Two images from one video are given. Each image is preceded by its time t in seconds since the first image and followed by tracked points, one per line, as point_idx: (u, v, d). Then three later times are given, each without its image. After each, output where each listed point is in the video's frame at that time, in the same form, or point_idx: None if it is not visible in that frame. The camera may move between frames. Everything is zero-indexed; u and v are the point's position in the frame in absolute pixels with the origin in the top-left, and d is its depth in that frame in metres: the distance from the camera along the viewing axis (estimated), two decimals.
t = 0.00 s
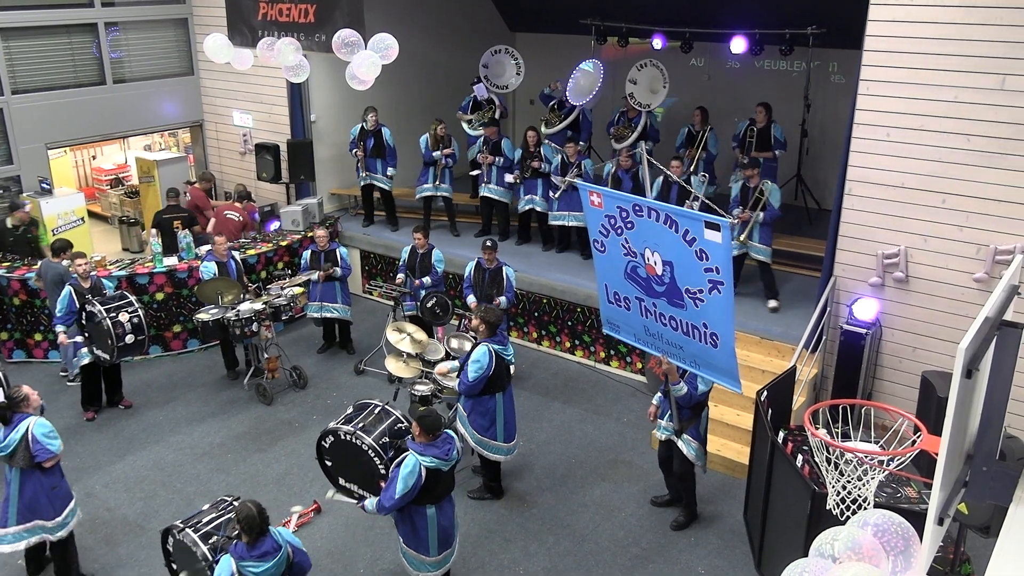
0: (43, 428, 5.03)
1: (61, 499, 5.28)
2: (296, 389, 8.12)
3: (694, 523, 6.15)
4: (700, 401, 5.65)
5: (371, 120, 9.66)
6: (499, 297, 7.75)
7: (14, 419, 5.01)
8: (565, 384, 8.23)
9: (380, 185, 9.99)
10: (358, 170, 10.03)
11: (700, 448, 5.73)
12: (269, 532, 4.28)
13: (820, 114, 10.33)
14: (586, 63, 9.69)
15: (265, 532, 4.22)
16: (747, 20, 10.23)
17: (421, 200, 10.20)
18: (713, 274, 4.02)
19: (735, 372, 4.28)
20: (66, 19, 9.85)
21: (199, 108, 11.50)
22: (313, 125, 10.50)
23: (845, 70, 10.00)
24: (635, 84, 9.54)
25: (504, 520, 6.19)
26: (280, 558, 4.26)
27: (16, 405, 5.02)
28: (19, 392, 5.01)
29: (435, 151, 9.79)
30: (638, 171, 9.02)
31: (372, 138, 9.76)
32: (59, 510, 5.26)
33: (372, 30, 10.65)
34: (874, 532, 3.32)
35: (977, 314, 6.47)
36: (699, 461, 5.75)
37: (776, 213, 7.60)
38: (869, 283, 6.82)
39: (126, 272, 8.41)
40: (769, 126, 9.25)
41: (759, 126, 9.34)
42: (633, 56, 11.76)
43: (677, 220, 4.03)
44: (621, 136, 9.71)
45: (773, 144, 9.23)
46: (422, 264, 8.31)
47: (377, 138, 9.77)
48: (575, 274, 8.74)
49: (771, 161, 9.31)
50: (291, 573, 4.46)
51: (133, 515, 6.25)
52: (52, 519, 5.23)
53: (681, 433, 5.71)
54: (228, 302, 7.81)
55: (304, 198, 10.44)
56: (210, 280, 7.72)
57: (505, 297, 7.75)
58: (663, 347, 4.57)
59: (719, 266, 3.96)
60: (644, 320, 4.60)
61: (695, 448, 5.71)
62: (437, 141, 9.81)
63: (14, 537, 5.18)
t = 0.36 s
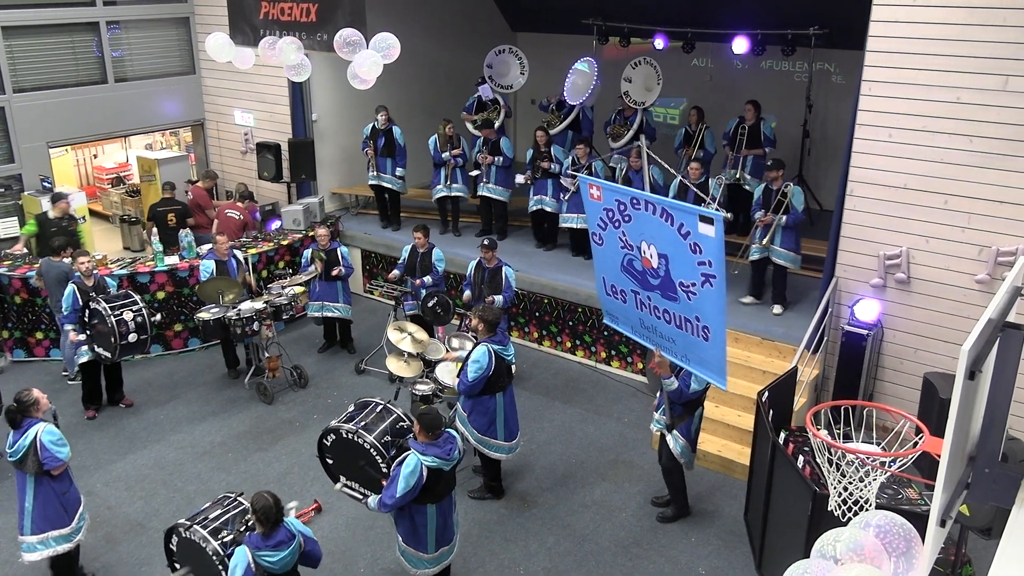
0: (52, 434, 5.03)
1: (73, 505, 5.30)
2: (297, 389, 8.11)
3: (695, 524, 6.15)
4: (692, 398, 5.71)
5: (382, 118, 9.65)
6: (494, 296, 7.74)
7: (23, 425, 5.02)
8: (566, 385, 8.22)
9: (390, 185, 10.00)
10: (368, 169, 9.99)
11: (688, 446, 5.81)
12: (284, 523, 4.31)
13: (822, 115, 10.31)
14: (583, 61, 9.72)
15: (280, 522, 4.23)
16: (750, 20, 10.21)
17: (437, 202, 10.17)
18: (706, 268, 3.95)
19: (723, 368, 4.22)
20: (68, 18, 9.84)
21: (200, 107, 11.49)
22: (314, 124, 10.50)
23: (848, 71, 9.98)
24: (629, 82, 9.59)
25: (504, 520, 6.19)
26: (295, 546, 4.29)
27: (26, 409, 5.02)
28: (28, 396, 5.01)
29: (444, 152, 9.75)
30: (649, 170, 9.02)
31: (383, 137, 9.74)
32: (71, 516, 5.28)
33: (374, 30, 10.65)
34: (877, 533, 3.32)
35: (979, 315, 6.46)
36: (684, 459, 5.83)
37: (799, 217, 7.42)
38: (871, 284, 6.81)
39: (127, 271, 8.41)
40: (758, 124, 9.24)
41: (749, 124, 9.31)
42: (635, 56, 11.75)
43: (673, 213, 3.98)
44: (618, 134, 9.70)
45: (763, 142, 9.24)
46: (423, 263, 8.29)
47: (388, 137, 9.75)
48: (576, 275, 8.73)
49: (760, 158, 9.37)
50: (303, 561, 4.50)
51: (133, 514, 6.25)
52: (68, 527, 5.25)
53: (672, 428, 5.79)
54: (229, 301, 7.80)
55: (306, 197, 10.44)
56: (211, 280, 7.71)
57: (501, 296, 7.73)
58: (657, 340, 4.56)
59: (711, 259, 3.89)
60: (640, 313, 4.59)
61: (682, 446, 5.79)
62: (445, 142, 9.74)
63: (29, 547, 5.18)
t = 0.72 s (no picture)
0: (58, 437, 5.03)
1: (77, 506, 5.26)
2: (298, 387, 8.12)
3: (696, 523, 6.15)
4: (688, 396, 5.73)
5: (387, 117, 9.68)
6: (495, 295, 7.74)
7: (31, 426, 5.01)
8: (568, 383, 8.22)
9: (401, 182, 10.03)
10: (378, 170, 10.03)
11: (686, 445, 5.93)
12: (290, 521, 4.32)
13: (824, 114, 10.31)
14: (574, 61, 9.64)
15: (286, 519, 4.24)
16: (752, 19, 10.21)
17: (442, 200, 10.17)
18: (684, 257, 3.94)
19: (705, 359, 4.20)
20: (69, 17, 9.84)
21: (201, 106, 11.49)
22: (316, 123, 10.50)
23: (850, 70, 9.98)
24: (634, 82, 9.47)
25: (506, 519, 6.19)
26: (301, 544, 4.30)
27: (34, 411, 5.01)
28: (37, 398, 5.00)
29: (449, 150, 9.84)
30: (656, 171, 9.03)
31: (390, 136, 9.77)
32: (72, 516, 5.25)
33: (375, 28, 10.64)
34: (878, 533, 3.31)
35: (981, 314, 6.45)
36: (683, 458, 5.94)
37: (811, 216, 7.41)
38: (873, 284, 6.80)
39: (129, 270, 8.42)
40: (753, 122, 9.27)
41: (744, 122, 9.34)
42: (636, 55, 11.75)
43: (653, 206, 3.98)
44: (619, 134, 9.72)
45: (758, 139, 9.23)
46: (425, 261, 8.29)
47: (395, 136, 9.78)
48: (579, 274, 8.73)
49: (754, 156, 9.34)
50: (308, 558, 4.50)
51: (135, 512, 6.26)
52: (66, 525, 5.23)
53: (672, 427, 5.88)
54: (231, 300, 7.85)
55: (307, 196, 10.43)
56: (213, 278, 7.77)
57: (503, 295, 7.72)
58: (653, 336, 4.53)
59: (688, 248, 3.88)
60: (636, 309, 4.57)
61: (680, 445, 5.92)
62: (450, 140, 9.89)
63: (25, 541, 5.19)
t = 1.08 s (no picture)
0: (69, 438, 5.04)
1: (89, 508, 5.29)
2: (299, 386, 8.12)
3: (697, 521, 6.14)
4: (682, 386, 5.76)
5: (401, 116, 9.71)
6: (500, 294, 7.74)
7: (42, 428, 5.01)
8: (568, 382, 8.23)
9: (408, 185, 9.96)
10: (388, 169, 10.03)
11: (681, 436, 6.00)
12: (283, 526, 4.30)
13: (824, 111, 10.32)
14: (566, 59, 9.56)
15: (279, 524, 4.23)
16: (752, 17, 10.20)
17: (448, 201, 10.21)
18: (656, 256, 3.95)
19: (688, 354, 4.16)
20: (68, 16, 9.84)
21: (202, 104, 11.49)
22: (316, 122, 10.50)
23: (851, 68, 9.97)
24: (645, 85, 9.51)
25: (507, 518, 6.19)
26: (293, 549, 4.30)
27: (42, 413, 5.01)
28: (46, 400, 4.99)
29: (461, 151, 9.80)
30: (671, 171, 8.62)
31: (403, 135, 9.78)
32: (86, 518, 5.28)
33: (376, 27, 10.64)
34: (879, 530, 3.30)
35: (982, 312, 6.45)
36: (677, 447, 6.01)
37: (831, 220, 7.38)
38: (874, 282, 6.80)
39: (129, 269, 8.43)
40: (743, 119, 9.30)
41: (734, 119, 9.36)
42: (637, 53, 11.75)
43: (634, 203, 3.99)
44: (625, 134, 9.69)
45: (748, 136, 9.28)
46: (425, 260, 8.29)
47: (410, 136, 9.79)
48: (580, 273, 8.71)
49: (744, 153, 9.40)
50: (301, 565, 4.48)
51: (136, 511, 6.26)
52: (80, 529, 5.24)
53: (669, 416, 5.90)
54: (232, 298, 7.83)
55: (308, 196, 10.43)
56: (213, 277, 7.73)
57: (506, 294, 7.74)
58: (649, 330, 4.52)
59: (659, 249, 3.87)
60: (637, 303, 4.56)
61: (674, 434, 6.01)
62: (461, 141, 9.85)
63: (40, 546, 5.19)
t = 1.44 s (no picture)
0: (72, 447, 5.03)
1: (92, 509, 5.32)
2: (300, 386, 8.13)
3: (698, 521, 6.14)
4: (676, 383, 5.82)
5: (405, 118, 9.70)
6: (501, 294, 7.74)
7: (48, 435, 5.01)
8: (569, 381, 8.23)
9: (409, 185, 9.98)
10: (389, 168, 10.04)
11: (674, 433, 6.02)
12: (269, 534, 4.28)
13: (824, 111, 10.31)
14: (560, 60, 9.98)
15: (265, 532, 4.22)
16: (752, 16, 10.19)
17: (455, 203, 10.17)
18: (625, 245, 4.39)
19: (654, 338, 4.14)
20: (68, 15, 9.85)
21: (202, 103, 11.49)
22: (317, 121, 10.50)
23: (851, 67, 9.97)
24: (645, 86, 9.50)
25: (507, 517, 6.19)
26: (280, 557, 4.26)
27: (49, 420, 5.00)
28: (51, 407, 4.98)
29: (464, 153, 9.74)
30: (671, 173, 8.62)
31: (404, 136, 9.79)
32: (89, 519, 5.29)
33: (376, 26, 10.64)
34: (879, 530, 3.30)
35: (982, 311, 6.45)
36: (669, 442, 6.05)
37: (836, 220, 7.35)
38: (874, 281, 6.80)
39: (130, 268, 8.44)
40: (742, 118, 9.29)
41: (733, 118, 9.35)
42: (637, 52, 11.75)
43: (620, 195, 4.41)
44: (627, 136, 9.72)
45: (748, 134, 9.31)
46: (424, 260, 8.29)
47: (410, 137, 9.77)
48: (580, 272, 8.72)
49: (745, 151, 9.40)
50: (290, 573, 4.46)
51: (136, 511, 6.27)
52: (86, 531, 5.26)
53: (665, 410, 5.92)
54: (232, 298, 7.81)
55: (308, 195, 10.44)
56: (214, 276, 7.71)
57: (507, 294, 7.75)
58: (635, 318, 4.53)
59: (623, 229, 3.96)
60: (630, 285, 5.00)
61: (667, 430, 6.02)
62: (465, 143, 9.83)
63: (42, 550, 5.17)
